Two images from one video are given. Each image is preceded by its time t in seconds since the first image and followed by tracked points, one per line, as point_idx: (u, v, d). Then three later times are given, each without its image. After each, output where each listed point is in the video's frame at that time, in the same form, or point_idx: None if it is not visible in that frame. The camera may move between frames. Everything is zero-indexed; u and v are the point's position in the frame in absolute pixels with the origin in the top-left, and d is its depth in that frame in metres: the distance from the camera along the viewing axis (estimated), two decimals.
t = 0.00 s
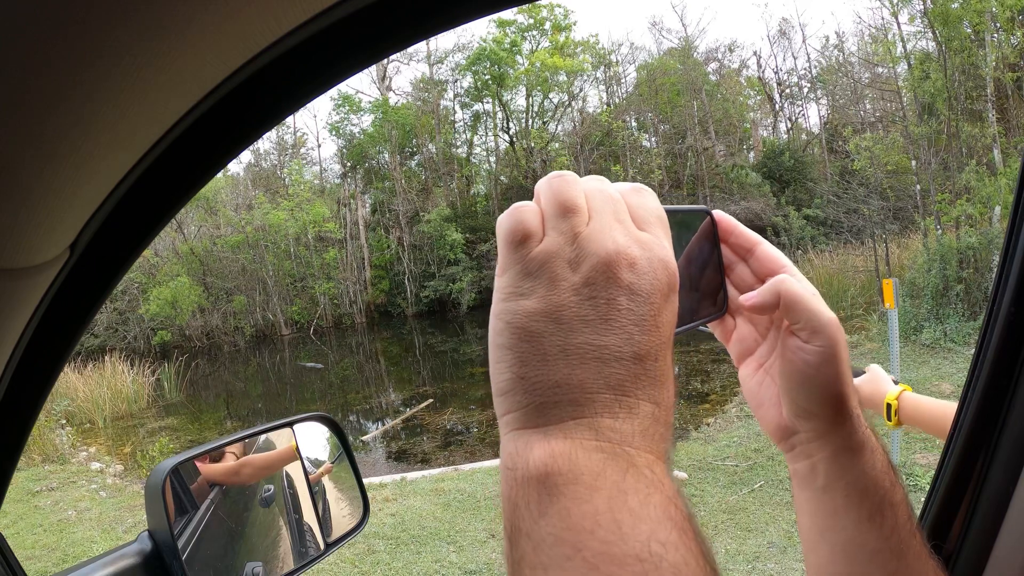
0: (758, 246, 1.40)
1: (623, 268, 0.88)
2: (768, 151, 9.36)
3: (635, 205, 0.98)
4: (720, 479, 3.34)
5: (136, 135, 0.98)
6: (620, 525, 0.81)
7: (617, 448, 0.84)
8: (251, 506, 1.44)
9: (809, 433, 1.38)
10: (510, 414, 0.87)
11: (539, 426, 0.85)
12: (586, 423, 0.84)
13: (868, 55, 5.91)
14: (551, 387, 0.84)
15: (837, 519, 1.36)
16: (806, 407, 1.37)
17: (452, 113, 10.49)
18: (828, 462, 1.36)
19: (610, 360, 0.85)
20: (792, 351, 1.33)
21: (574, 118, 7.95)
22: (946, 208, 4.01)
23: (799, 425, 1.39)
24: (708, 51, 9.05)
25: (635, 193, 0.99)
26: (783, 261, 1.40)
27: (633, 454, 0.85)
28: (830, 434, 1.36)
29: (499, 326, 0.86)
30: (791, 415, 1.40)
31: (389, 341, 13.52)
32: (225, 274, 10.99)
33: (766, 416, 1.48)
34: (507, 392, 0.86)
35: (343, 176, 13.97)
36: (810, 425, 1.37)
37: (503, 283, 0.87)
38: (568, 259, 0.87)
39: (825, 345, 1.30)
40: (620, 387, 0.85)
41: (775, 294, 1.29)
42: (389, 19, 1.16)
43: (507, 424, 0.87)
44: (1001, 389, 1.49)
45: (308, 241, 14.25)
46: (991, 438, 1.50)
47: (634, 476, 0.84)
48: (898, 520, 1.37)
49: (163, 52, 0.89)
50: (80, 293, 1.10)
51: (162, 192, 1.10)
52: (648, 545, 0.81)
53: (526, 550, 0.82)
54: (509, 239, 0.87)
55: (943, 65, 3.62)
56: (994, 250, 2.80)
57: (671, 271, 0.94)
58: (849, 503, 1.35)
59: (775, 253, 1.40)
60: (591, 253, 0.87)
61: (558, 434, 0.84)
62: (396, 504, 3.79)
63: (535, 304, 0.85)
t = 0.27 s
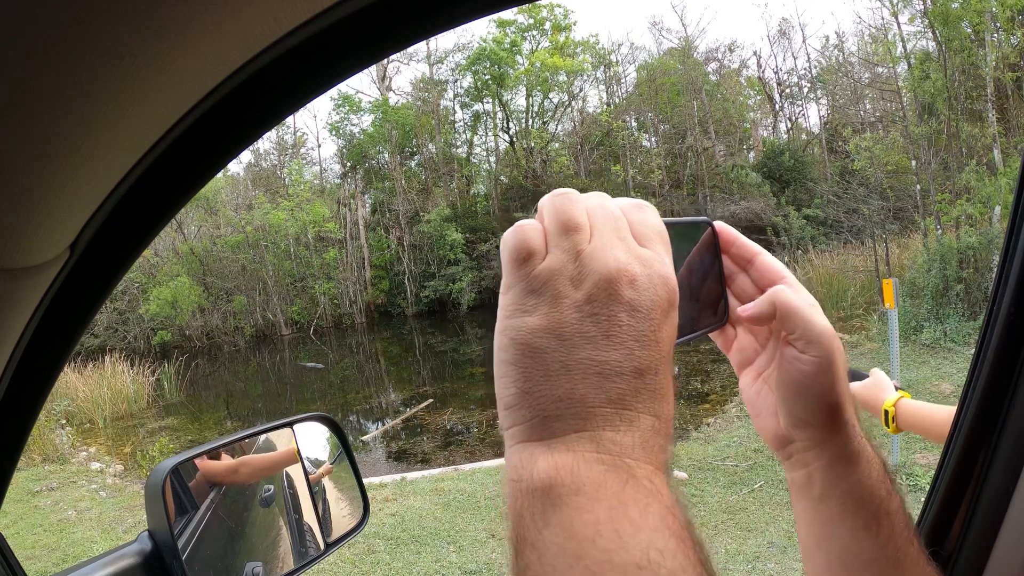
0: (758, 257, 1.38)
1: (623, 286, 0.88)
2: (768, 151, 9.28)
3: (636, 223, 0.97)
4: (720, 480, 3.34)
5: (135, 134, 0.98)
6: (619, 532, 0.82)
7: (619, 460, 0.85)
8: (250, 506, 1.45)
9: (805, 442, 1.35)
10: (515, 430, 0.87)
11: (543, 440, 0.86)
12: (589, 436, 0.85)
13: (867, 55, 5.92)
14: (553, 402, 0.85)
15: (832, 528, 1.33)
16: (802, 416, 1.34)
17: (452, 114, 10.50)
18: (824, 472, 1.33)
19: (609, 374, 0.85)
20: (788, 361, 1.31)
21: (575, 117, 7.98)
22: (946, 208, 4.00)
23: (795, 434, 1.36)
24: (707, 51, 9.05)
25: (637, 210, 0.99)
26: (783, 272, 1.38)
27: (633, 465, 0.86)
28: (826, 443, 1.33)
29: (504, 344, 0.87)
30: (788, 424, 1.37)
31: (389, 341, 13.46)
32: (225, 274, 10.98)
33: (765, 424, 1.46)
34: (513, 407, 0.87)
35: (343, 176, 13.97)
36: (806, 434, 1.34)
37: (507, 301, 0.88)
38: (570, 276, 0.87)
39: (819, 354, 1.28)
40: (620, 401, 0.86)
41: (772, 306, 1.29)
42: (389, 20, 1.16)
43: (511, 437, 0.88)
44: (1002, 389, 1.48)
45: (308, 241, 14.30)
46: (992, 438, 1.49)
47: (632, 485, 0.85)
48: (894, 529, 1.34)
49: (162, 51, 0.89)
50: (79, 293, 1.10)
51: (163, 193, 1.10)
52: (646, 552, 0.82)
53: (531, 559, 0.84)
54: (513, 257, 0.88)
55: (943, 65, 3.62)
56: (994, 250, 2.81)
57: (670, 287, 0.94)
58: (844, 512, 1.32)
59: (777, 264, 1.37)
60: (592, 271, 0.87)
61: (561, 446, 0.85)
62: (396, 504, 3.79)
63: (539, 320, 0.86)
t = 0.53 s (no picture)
0: (769, 269, 1.19)
1: (649, 311, 0.81)
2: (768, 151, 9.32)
3: (660, 243, 0.90)
4: (720, 480, 3.35)
5: (134, 134, 0.98)
6: (650, 549, 0.77)
7: (648, 479, 0.79)
8: (250, 507, 1.44)
9: (808, 450, 1.21)
10: (544, 450, 0.81)
11: (575, 461, 0.79)
12: (619, 457, 0.79)
13: (868, 56, 5.91)
14: (584, 425, 0.79)
15: (834, 534, 1.21)
16: (806, 423, 1.19)
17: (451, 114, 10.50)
18: (827, 479, 1.19)
19: (640, 399, 0.79)
20: (794, 367, 1.17)
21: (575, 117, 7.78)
22: (946, 208, 4.00)
23: (797, 441, 1.22)
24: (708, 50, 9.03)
25: (659, 230, 0.91)
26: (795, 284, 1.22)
27: (662, 483, 0.80)
28: (829, 449, 1.19)
29: (531, 367, 0.80)
30: (790, 430, 1.23)
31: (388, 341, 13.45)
32: (225, 274, 10.99)
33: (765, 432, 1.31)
34: (542, 429, 0.81)
35: (343, 176, 13.97)
36: (809, 440, 1.20)
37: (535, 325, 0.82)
38: (597, 301, 0.80)
39: (830, 362, 1.14)
40: (649, 423, 0.80)
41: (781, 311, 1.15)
42: (388, 20, 1.16)
43: (541, 458, 0.81)
44: (1002, 389, 1.48)
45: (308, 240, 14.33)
46: (992, 438, 1.49)
47: (663, 503, 0.80)
48: (895, 535, 1.23)
49: (162, 51, 0.89)
50: (79, 294, 1.10)
51: (161, 193, 1.10)
52: (675, 569, 0.77)
53: None
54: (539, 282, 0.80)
55: (943, 65, 3.62)
56: (993, 250, 2.81)
57: (697, 309, 0.87)
58: (846, 519, 1.20)
59: (788, 276, 1.20)
60: (620, 295, 0.80)
61: (591, 467, 0.79)
62: (396, 504, 3.80)
63: (569, 345, 0.79)
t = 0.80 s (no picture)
0: (770, 270, 1.13)
1: (649, 315, 0.73)
2: (767, 151, 10.27)
3: (659, 246, 0.81)
4: (720, 479, 3.34)
5: (135, 134, 0.98)
6: (650, 550, 0.67)
7: (649, 482, 0.70)
8: (250, 506, 1.44)
9: (808, 448, 1.12)
10: (546, 452, 0.73)
11: (575, 464, 0.70)
12: (619, 459, 0.70)
13: (868, 55, 5.86)
14: (584, 427, 0.70)
15: (835, 535, 1.12)
16: (807, 422, 1.10)
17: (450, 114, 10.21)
18: (828, 479, 1.11)
19: (638, 402, 0.71)
20: (794, 367, 1.08)
21: (575, 117, 8.25)
22: (946, 208, 4.00)
23: (797, 441, 1.13)
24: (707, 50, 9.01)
25: (659, 234, 0.83)
26: (799, 286, 1.15)
27: (662, 485, 0.70)
28: (830, 448, 1.10)
29: (534, 371, 0.73)
30: (791, 430, 1.14)
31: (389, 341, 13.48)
32: (225, 274, 11.01)
33: (765, 434, 1.22)
34: (542, 431, 0.72)
35: (343, 176, 13.99)
36: (809, 440, 1.12)
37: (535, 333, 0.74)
38: (598, 306, 0.72)
39: (833, 364, 1.04)
40: (649, 428, 0.71)
41: (784, 313, 1.06)
42: (387, 20, 1.15)
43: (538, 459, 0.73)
44: (1002, 391, 1.46)
45: (308, 241, 14.38)
46: (992, 439, 1.47)
47: (665, 503, 0.70)
48: (900, 535, 1.13)
49: (161, 52, 0.89)
50: (79, 294, 1.10)
51: (162, 194, 1.10)
52: (676, 569, 0.67)
53: None
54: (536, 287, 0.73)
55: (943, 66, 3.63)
56: (994, 250, 2.80)
57: (699, 315, 0.78)
58: (848, 519, 1.11)
59: (789, 277, 1.13)
60: (621, 299, 0.72)
61: (592, 469, 0.70)
62: (396, 504, 3.80)
63: (569, 349, 0.72)
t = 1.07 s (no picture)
0: (772, 271, 1.13)
1: (645, 318, 0.73)
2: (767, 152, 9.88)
3: (657, 249, 0.81)
4: (720, 479, 3.34)
5: (135, 134, 0.98)
6: (641, 549, 0.68)
7: (643, 483, 0.69)
8: (250, 507, 1.44)
9: (808, 449, 1.12)
10: (541, 452, 0.73)
11: (569, 464, 0.71)
12: (613, 460, 0.70)
13: (868, 55, 5.85)
14: (579, 428, 0.70)
15: (835, 535, 1.12)
16: (809, 422, 1.10)
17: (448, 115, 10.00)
18: (828, 479, 1.11)
19: (633, 403, 0.71)
20: (796, 367, 1.08)
21: (575, 117, 8.52)
22: (946, 208, 3.99)
23: (799, 441, 1.13)
24: (707, 50, 8.98)
25: (657, 236, 0.83)
26: (800, 286, 1.15)
27: (655, 486, 0.70)
28: (831, 448, 1.11)
29: (529, 373, 0.73)
30: (792, 430, 1.14)
31: (388, 341, 13.48)
32: (225, 274, 11.01)
33: (766, 434, 1.22)
34: (538, 431, 0.73)
35: (344, 175, 14.01)
36: (810, 441, 1.12)
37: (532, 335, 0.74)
38: (594, 309, 0.72)
39: (835, 364, 1.04)
40: (643, 429, 0.71)
41: (786, 313, 1.06)
42: (387, 21, 1.15)
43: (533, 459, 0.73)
44: (1002, 391, 1.46)
45: (308, 240, 14.39)
46: (992, 439, 1.47)
47: (657, 503, 0.70)
48: (901, 536, 1.13)
49: (162, 52, 0.89)
50: (78, 294, 1.10)
51: (162, 195, 1.10)
52: (665, 568, 0.67)
53: None
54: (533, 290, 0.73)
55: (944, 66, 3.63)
56: (994, 250, 2.81)
57: (695, 319, 0.78)
58: (848, 519, 1.11)
59: (792, 278, 1.13)
60: (619, 301, 0.72)
61: (586, 470, 0.70)
62: (396, 504, 3.80)
63: (566, 351, 0.72)
